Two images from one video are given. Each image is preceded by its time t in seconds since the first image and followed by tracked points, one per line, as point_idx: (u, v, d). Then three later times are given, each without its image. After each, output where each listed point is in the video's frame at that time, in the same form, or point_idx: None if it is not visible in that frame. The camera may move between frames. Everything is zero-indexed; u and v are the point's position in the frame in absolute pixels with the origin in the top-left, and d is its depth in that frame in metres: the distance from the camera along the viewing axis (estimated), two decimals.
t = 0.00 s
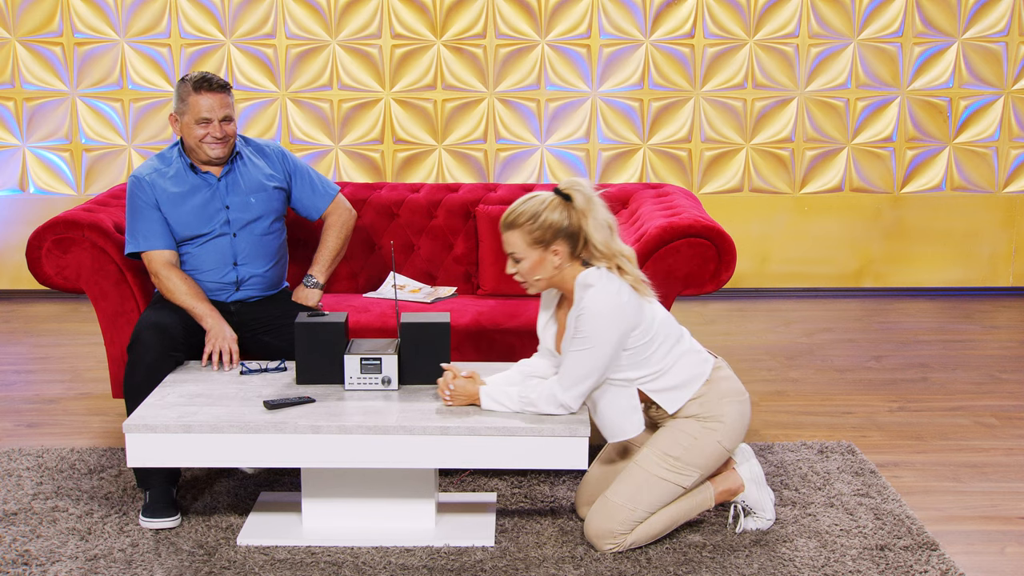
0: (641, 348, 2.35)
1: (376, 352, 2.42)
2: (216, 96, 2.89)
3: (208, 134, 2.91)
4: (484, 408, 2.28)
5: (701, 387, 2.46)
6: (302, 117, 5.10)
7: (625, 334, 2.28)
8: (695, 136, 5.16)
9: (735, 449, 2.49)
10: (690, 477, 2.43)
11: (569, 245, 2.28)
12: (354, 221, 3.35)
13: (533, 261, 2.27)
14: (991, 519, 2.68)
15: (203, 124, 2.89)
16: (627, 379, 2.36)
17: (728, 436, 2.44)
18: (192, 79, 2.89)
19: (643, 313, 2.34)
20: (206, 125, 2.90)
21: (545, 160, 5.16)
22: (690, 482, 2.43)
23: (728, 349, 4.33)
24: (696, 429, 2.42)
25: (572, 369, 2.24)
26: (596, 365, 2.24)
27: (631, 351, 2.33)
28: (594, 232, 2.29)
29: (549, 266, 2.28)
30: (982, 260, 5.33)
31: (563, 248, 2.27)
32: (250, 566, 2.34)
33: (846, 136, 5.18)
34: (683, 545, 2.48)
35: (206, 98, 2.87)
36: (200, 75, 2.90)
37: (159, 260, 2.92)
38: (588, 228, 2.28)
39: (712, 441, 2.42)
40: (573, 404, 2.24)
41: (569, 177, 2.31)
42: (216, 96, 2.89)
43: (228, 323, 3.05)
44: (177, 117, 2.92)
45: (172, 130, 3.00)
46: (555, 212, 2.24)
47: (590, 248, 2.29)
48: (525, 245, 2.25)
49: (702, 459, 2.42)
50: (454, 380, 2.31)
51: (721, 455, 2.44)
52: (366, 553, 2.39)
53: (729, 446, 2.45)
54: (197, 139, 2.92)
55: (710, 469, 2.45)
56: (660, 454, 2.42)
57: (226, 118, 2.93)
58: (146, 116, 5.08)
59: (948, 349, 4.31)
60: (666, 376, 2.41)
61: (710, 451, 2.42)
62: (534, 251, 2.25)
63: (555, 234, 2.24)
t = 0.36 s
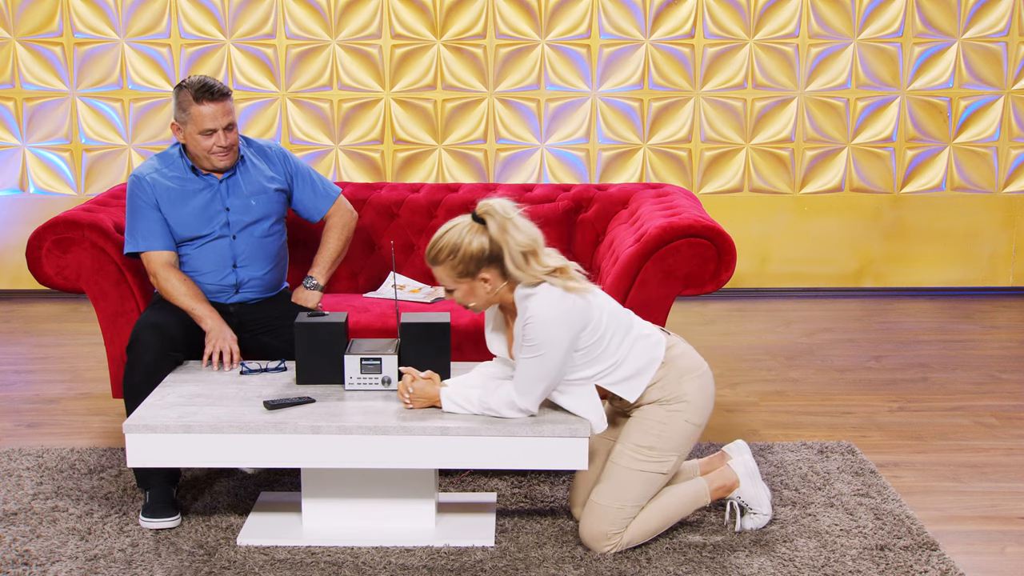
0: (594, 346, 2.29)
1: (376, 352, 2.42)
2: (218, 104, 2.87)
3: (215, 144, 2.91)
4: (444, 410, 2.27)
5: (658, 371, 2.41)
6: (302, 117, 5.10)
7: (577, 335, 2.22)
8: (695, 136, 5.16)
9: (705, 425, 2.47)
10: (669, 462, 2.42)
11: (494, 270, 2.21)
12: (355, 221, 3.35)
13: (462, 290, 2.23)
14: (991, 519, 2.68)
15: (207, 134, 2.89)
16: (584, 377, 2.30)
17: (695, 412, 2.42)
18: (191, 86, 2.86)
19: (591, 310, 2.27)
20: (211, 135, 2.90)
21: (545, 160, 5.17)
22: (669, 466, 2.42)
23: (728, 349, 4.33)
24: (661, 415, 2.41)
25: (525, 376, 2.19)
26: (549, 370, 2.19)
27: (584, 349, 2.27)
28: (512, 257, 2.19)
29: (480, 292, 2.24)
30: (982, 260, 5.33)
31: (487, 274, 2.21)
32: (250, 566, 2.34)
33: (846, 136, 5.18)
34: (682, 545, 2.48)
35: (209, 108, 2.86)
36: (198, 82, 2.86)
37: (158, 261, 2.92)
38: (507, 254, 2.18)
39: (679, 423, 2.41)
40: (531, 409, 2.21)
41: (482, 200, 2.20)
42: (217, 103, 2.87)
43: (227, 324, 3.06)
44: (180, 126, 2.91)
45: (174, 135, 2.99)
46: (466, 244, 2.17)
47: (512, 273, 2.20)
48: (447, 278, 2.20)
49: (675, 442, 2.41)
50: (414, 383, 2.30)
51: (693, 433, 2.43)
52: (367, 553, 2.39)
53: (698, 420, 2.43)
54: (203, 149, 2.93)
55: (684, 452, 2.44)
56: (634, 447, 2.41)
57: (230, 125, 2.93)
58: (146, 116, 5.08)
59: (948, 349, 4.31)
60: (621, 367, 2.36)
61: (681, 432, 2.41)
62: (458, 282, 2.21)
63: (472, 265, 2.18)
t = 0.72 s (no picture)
0: (567, 346, 2.27)
1: (376, 352, 2.41)
2: (216, 103, 2.87)
3: (215, 144, 2.91)
4: (426, 406, 2.29)
5: (635, 368, 2.39)
6: (302, 117, 5.10)
7: (549, 337, 2.21)
8: (695, 136, 5.16)
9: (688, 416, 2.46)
10: (658, 457, 2.41)
11: (456, 280, 2.20)
12: (355, 221, 3.34)
13: (428, 301, 2.23)
14: (991, 519, 2.68)
15: (207, 134, 2.89)
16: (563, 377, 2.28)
17: (677, 405, 2.40)
18: (188, 87, 2.85)
19: (561, 312, 2.25)
20: (211, 135, 2.90)
21: (545, 160, 5.17)
22: (658, 461, 2.42)
23: (728, 350, 4.33)
24: (643, 411, 2.39)
25: (499, 379, 2.19)
26: (523, 373, 2.18)
27: (557, 350, 2.26)
28: (470, 269, 2.16)
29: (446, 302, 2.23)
30: (982, 260, 5.33)
31: (450, 284, 2.20)
32: (250, 566, 2.34)
33: (846, 136, 5.18)
34: (682, 545, 2.48)
35: (207, 107, 2.86)
36: (195, 82, 2.86)
37: (157, 260, 2.92)
38: (466, 265, 2.16)
39: (660, 418, 2.39)
40: (508, 409, 2.22)
41: (442, 211, 2.19)
42: (215, 103, 2.87)
43: (227, 324, 3.07)
44: (179, 128, 2.91)
45: (174, 136, 2.99)
46: (425, 256, 2.16)
47: (472, 284, 2.18)
48: (411, 289, 2.21)
49: (660, 437, 2.40)
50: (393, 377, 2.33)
51: (676, 425, 2.41)
52: (366, 553, 2.39)
53: (681, 412, 2.42)
54: (203, 149, 2.93)
55: (669, 446, 2.43)
56: (620, 446, 2.40)
57: (229, 124, 2.93)
58: (146, 116, 5.08)
59: (948, 349, 4.31)
60: (597, 365, 2.34)
61: (664, 426, 2.40)
62: (423, 293, 2.21)
63: (433, 277, 2.17)
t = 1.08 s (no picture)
0: (561, 343, 2.28)
1: (376, 352, 2.41)
2: (214, 101, 2.87)
3: (214, 141, 2.91)
4: (424, 403, 2.31)
5: (630, 366, 2.39)
6: (302, 117, 5.10)
7: (541, 334, 2.22)
8: (695, 136, 5.16)
9: (686, 415, 2.46)
10: (656, 456, 2.41)
11: (448, 276, 2.21)
12: (354, 221, 3.34)
13: (422, 297, 2.25)
14: (991, 519, 2.68)
15: (206, 132, 2.89)
16: (558, 375, 2.28)
17: (674, 403, 2.40)
18: (186, 86, 2.85)
19: (552, 309, 2.26)
20: (209, 133, 2.90)
21: (545, 160, 5.17)
22: (657, 460, 2.42)
23: (728, 349, 4.33)
24: (640, 411, 2.39)
25: (493, 376, 2.19)
26: (516, 371, 2.18)
27: (551, 347, 2.26)
28: (459, 264, 2.18)
29: (440, 298, 2.25)
30: (982, 260, 5.33)
31: (442, 279, 2.21)
32: (250, 566, 2.34)
33: (846, 136, 5.17)
34: (682, 545, 2.48)
35: (205, 105, 2.86)
36: (193, 81, 2.86)
37: (158, 260, 2.92)
38: (455, 260, 2.18)
39: (657, 417, 2.39)
40: (504, 407, 2.22)
41: (432, 207, 2.21)
42: (213, 101, 2.87)
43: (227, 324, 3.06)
44: (178, 127, 2.91)
45: (174, 136, 2.99)
46: (415, 251, 2.18)
47: (462, 279, 2.19)
48: (404, 285, 2.23)
49: (658, 436, 2.40)
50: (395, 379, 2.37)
51: (674, 424, 2.41)
52: (366, 553, 2.39)
53: (679, 411, 2.42)
54: (202, 147, 2.93)
55: (667, 445, 2.43)
56: (618, 446, 2.40)
57: (227, 122, 2.93)
58: (146, 116, 5.08)
59: (948, 349, 4.31)
60: (591, 363, 2.34)
61: (662, 425, 2.40)
62: (416, 289, 2.23)
63: (424, 272, 2.19)
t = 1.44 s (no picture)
0: (562, 343, 2.28)
1: (376, 352, 2.41)
2: (212, 100, 2.87)
3: (212, 141, 2.91)
4: (424, 402, 2.31)
5: (631, 367, 2.39)
6: (302, 117, 5.10)
7: (542, 333, 2.22)
8: (695, 136, 5.16)
9: (687, 415, 2.46)
10: (657, 456, 2.40)
11: (448, 276, 2.21)
12: (353, 222, 3.34)
13: (423, 297, 2.25)
14: (991, 519, 2.68)
15: (205, 132, 2.89)
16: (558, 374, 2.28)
17: (675, 404, 2.40)
18: (185, 86, 2.86)
19: (553, 309, 2.26)
20: (208, 132, 2.89)
21: (545, 160, 5.17)
22: (657, 460, 2.41)
23: (728, 349, 4.33)
24: (641, 411, 2.39)
25: (493, 376, 2.19)
26: (517, 371, 2.18)
27: (551, 347, 2.26)
28: (459, 264, 2.17)
29: (441, 298, 2.25)
30: (982, 260, 5.33)
31: (442, 279, 2.21)
32: (250, 566, 2.34)
33: (846, 136, 5.17)
34: (682, 545, 2.48)
35: (203, 104, 2.86)
36: (191, 80, 2.86)
37: (157, 260, 2.92)
38: (455, 260, 2.18)
39: (659, 417, 2.39)
40: (505, 407, 2.22)
41: (432, 208, 2.21)
42: (212, 99, 2.87)
43: (227, 324, 3.06)
44: (178, 127, 2.92)
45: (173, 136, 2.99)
46: (416, 251, 2.18)
47: (462, 279, 2.19)
48: (405, 286, 2.23)
49: (659, 437, 2.39)
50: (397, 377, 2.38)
51: (676, 424, 2.41)
52: (366, 553, 2.39)
53: (679, 412, 2.41)
54: (201, 147, 2.93)
55: (668, 446, 2.43)
56: (619, 446, 2.40)
57: (225, 121, 2.93)
58: (146, 116, 5.08)
59: (948, 349, 4.31)
60: (592, 362, 2.34)
61: (663, 425, 2.40)
62: (417, 289, 2.23)
63: (425, 273, 2.19)
